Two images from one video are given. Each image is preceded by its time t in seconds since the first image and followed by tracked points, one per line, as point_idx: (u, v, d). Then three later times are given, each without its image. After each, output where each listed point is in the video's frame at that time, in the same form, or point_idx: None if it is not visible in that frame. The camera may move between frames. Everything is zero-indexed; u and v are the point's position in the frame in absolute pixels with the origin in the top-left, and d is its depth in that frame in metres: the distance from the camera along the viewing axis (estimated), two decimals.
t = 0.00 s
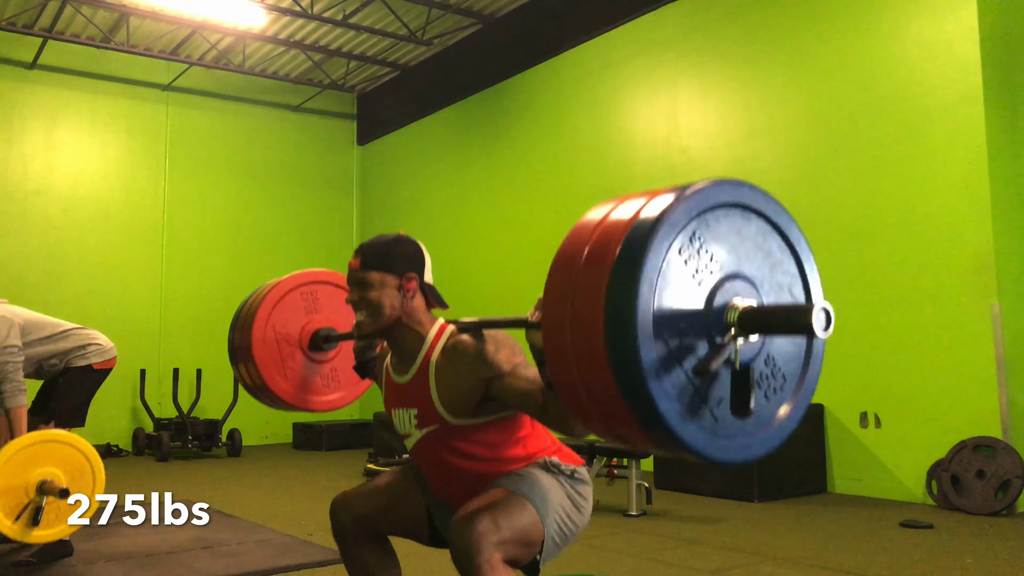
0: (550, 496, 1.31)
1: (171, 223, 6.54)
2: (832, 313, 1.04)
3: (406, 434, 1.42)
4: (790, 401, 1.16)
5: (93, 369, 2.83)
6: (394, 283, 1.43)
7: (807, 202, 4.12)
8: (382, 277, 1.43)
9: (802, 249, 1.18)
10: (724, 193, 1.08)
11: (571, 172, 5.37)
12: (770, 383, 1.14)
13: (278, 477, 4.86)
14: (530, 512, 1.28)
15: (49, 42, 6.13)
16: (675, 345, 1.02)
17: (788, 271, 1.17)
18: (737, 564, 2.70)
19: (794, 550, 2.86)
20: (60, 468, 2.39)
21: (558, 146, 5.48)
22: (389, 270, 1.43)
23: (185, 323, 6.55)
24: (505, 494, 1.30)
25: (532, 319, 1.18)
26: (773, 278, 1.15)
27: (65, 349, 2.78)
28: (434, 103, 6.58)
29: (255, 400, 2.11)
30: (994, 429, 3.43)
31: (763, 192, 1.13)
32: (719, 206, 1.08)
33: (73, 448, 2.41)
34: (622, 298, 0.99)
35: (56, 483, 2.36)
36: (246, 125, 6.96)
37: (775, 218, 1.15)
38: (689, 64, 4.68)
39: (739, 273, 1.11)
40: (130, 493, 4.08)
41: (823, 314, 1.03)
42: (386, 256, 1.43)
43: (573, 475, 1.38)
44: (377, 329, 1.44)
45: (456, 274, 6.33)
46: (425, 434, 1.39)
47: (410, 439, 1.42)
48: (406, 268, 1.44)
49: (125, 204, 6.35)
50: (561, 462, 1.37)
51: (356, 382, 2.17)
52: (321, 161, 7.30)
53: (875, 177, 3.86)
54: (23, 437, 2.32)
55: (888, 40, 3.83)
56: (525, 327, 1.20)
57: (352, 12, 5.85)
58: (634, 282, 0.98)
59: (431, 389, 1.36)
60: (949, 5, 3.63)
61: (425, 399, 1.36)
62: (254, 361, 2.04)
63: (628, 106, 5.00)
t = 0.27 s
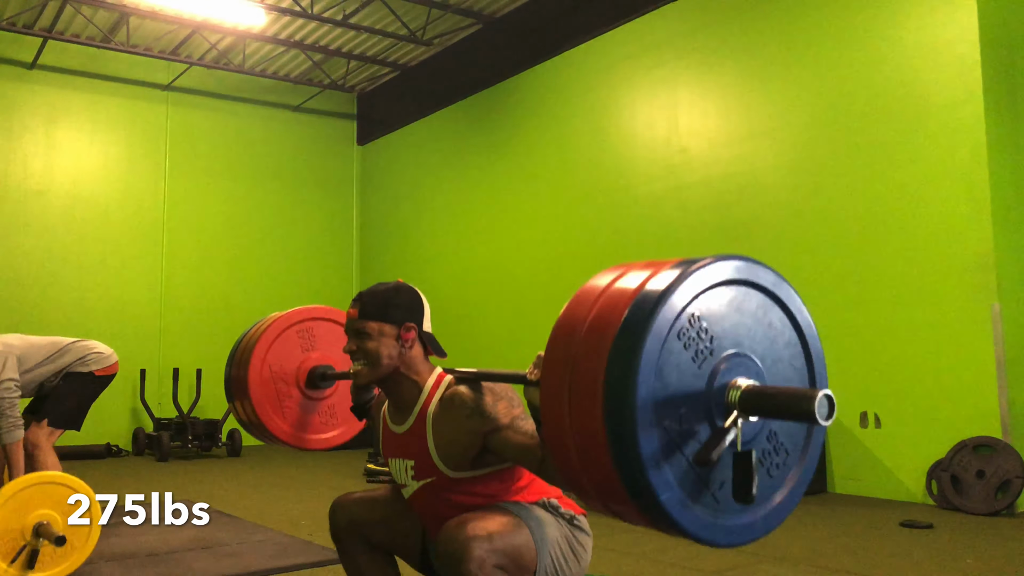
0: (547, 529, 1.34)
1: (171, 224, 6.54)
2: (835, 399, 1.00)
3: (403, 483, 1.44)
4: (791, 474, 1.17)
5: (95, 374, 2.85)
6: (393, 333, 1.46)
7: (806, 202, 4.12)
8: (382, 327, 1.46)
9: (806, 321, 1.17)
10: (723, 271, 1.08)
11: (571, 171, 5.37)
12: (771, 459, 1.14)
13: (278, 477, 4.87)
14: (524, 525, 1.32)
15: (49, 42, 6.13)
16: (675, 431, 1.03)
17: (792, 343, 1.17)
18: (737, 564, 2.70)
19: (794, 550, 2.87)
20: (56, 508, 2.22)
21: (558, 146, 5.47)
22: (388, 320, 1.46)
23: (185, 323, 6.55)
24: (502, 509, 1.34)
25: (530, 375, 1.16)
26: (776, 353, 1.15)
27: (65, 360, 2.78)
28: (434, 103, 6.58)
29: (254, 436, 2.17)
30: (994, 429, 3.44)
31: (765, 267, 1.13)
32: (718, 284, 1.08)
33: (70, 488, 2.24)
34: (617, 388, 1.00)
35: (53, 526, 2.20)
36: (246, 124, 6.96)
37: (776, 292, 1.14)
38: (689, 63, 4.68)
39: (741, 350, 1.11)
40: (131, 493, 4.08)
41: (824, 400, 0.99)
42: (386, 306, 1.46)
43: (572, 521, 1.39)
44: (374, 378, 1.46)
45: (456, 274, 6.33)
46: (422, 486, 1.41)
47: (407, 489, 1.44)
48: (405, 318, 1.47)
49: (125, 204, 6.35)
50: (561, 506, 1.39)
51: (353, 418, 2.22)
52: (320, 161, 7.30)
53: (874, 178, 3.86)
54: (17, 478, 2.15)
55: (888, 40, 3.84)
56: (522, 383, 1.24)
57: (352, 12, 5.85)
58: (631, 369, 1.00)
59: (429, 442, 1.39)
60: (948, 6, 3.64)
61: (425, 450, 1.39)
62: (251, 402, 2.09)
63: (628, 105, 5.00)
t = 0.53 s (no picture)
0: (543, 523, 1.34)
1: (171, 223, 6.54)
2: (832, 388, 1.00)
3: (405, 479, 1.44)
4: (791, 464, 1.18)
5: (93, 369, 2.83)
6: (396, 326, 1.46)
7: (806, 202, 4.12)
8: (384, 320, 1.46)
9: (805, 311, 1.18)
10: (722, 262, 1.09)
11: (571, 172, 5.36)
12: (770, 449, 1.15)
13: (278, 477, 4.87)
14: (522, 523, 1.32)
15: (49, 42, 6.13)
16: (673, 422, 1.04)
17: (790, 332, 1.18)
18: (737, 564, 2.70)
19: (793, 550, 2.87)
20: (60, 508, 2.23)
21: (558, 146, 5.47)
22: (392, 313, 1.46)
23: (185, 323, 6.55)
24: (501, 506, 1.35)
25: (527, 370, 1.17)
26: (775, 342, 1.16)
27: (65, 352, 2.76)
28: (434, 103, 6.57)
29: (253, 432, 2.14)
30: (994, 429, 3.44)
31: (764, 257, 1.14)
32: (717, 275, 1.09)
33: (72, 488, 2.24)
34: (614, 380, 1.00)
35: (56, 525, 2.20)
36: (246, 124, 6.96)
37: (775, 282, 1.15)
38: (689, 63, 4.68)
39: (740, 340, 1.11)
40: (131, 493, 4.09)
41: (823, 389, 0.99)
42: (390, 299, 1.46)
43: (572, 512, 1.40)
44: (375, 371, 1.46)
45: (456, 274, 6.33)
46: (425, 480, 1.41)
47: (409, 485, 1.44)
48: (408, 312, 1.47)
49: (125, 204, 6.35)
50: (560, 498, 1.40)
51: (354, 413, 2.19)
52: (320, 161, 7.30)
53: (874, 178, 3.86)
54: (17, 479, 2.14)
55: (888, 40, 3.83)
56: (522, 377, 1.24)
57: (352, 11, 5.85)
58: (630, 360, 1.00)
59: (429, 438, 1.38)
60: (948, 6, 3.64)
61: (425, 446, 1.39)
62: (249, 396, 2.06)
63: (628, 105, 5.00)
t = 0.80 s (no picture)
0: (554, 486, 1.35)
1: (171, 223, 6.54)
2: (829, 320, 1.07)
3: (420, 439, 1.46)
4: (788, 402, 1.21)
5: (76, 367, 2.75)
6: (400, 288, 1.48)
7: (806, 202, 4.13)
8: (389, 281, 1.48)
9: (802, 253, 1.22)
10: (718, 200, 1.13)
11: (571, 172, 5.37)
12: (767, 386, 1.19)
13: (278, 477, 4.87)
14: (536, 498, 1.32)
15: (49, 42, 6.13)
16: (672, 353, 1.07)
17: (787, 273, 1.21)
18: (737, 564, 2.70)
19: (793, 550, 2.87)
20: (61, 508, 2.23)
21: (558, 146, 5.47)
22: (397, 275, 1.48)
23: (185, 323, 6.55)
24: (511, 484, 1.33)
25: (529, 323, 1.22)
26: (772, 282, 1.20)
27: (57, 338, 2.73)
28: (434, 103, 6.58)
29: (259, 400, 2.21)
30: (994, 429, 3.44)
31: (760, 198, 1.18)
32: (713, 213, 1.13)
33: (73, 488, 2.24)
34: (615, 311, 1.03)
35: (57, 525, 2.20)
36: (246, 124, 6.96)
37: (771, 222, 1.19)
38: (689, 64, 4.68)
39: (736, 278, 1.15)
40: (131, 493, 4.08)
41: (819, 320, 1.06)
42: (395, 261, 1.48)
43: (582, 462, 1.43)
44: (380, 332, 1.48)
45: (456, 274, 6.33)
46: (439, 440, 1.43)
47: (423, 444, 1.46)
48: (412, 274, 1.49)
49: (125, 204, 6.35)
50: (568, 450, 1.42)
51: (357, 381, 2.31)
52: (320, 161, 7.30)
53: (874, 177, 3.86)
54: (18, 479, 2.15)
55: (889, 40, 3.84)
56: (524, 331, 1.24)
57: (352, 12, 5.85)
58: (628, 290, 1.03)
59: (439, 398, 1.39)
60: (948, 6, 3.64)
61: (435, 406, 1.40)
62: (255, 362, 2.15)
63: (628, 106, 5.00)
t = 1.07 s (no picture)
0: (560, 460, 1.34)
1: (171, 223, 6.54)
2: (824, 248, 1.10)
3: (425, 396, 1.47)
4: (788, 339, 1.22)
5: (58, 361, 2.77)
6: (401, 245, 1.48)
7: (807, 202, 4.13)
8: (390, 239, 1.47)
9: (799, 192, 1.24)
10: (716, 136, 1.15)
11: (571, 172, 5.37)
12: (768, 322, 1.20)
13: (278, 477, 4.87)
14: (545, 479, 1.31)
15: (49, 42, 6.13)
16: (670, 285, 1.09)
17: (784, 212, 1.24)
18: (737, 564, 2.70)
19: (793, 550, 2.87)
20: (60, 508, 2.23)
21: (558, 146, 5.47)
22: (398, 232, 1.48)
23: (185, 322, 6.55)
24: (518, 470, 1.32)
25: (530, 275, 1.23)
26: (769, 220, 1.22)
27: (56, 329, 2.80)
28: (434, 103, 6.58)
29: (265, 367, 2.23)
30: (994, 429, 3.44)
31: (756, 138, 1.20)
32: (710, 149, 1.15)
33: (72, 487, 2.24)
34: (614, 242, 1.05)
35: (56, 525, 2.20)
36: (246, 125, 6.96)
37: (768, 162, 1.21)
38: (689, 64, 4.68)
39: (734, 215, 1.17)
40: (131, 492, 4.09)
41: (816, 248, 1.09)
42: (395, 219, 1.48)
43: (585, 428, 1.42)
44: (383, 290, 1.48)
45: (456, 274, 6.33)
46: (442, 396, 1.43)
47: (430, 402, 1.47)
48: (414, 231, 1.48)
49: (125, 204, 6.36)
50: (571, 415, 1.41)
51: (361, 349, 2.29)
52: (320, 161, 7.30)
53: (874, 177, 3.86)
54: (17, 479, 2.15)
55: (889, 39, 3.83)
56: (525, 282, 1.26)
57: (352, 11, 5.85)
58: (627, 222, 1.05)
59: (441, 352, 1.40)
60: (949, 6, 3.64)
61: (438, 361, 1.40)
62: (259, 327, 2.18)
63: (628, 106, 5.00)
